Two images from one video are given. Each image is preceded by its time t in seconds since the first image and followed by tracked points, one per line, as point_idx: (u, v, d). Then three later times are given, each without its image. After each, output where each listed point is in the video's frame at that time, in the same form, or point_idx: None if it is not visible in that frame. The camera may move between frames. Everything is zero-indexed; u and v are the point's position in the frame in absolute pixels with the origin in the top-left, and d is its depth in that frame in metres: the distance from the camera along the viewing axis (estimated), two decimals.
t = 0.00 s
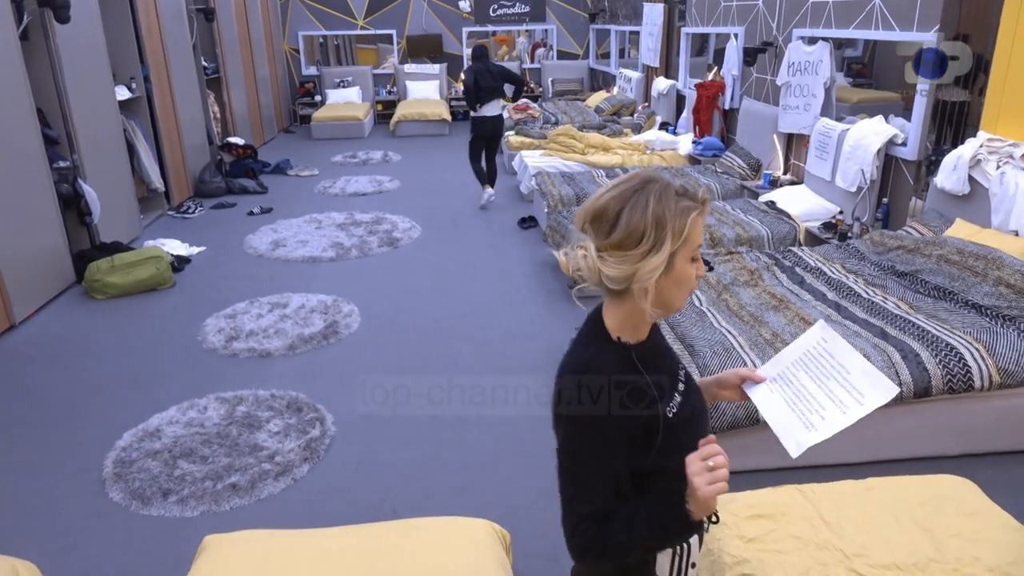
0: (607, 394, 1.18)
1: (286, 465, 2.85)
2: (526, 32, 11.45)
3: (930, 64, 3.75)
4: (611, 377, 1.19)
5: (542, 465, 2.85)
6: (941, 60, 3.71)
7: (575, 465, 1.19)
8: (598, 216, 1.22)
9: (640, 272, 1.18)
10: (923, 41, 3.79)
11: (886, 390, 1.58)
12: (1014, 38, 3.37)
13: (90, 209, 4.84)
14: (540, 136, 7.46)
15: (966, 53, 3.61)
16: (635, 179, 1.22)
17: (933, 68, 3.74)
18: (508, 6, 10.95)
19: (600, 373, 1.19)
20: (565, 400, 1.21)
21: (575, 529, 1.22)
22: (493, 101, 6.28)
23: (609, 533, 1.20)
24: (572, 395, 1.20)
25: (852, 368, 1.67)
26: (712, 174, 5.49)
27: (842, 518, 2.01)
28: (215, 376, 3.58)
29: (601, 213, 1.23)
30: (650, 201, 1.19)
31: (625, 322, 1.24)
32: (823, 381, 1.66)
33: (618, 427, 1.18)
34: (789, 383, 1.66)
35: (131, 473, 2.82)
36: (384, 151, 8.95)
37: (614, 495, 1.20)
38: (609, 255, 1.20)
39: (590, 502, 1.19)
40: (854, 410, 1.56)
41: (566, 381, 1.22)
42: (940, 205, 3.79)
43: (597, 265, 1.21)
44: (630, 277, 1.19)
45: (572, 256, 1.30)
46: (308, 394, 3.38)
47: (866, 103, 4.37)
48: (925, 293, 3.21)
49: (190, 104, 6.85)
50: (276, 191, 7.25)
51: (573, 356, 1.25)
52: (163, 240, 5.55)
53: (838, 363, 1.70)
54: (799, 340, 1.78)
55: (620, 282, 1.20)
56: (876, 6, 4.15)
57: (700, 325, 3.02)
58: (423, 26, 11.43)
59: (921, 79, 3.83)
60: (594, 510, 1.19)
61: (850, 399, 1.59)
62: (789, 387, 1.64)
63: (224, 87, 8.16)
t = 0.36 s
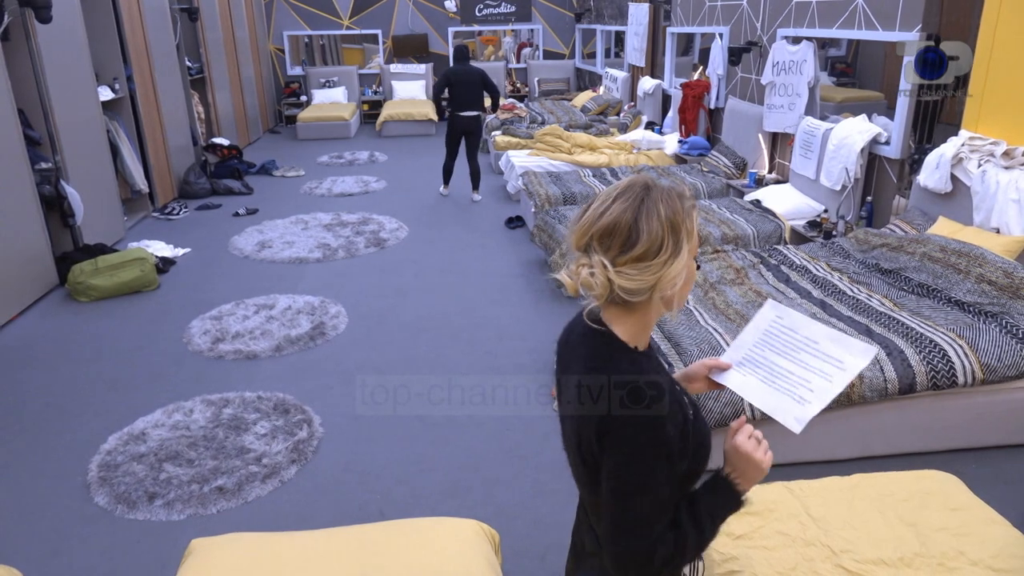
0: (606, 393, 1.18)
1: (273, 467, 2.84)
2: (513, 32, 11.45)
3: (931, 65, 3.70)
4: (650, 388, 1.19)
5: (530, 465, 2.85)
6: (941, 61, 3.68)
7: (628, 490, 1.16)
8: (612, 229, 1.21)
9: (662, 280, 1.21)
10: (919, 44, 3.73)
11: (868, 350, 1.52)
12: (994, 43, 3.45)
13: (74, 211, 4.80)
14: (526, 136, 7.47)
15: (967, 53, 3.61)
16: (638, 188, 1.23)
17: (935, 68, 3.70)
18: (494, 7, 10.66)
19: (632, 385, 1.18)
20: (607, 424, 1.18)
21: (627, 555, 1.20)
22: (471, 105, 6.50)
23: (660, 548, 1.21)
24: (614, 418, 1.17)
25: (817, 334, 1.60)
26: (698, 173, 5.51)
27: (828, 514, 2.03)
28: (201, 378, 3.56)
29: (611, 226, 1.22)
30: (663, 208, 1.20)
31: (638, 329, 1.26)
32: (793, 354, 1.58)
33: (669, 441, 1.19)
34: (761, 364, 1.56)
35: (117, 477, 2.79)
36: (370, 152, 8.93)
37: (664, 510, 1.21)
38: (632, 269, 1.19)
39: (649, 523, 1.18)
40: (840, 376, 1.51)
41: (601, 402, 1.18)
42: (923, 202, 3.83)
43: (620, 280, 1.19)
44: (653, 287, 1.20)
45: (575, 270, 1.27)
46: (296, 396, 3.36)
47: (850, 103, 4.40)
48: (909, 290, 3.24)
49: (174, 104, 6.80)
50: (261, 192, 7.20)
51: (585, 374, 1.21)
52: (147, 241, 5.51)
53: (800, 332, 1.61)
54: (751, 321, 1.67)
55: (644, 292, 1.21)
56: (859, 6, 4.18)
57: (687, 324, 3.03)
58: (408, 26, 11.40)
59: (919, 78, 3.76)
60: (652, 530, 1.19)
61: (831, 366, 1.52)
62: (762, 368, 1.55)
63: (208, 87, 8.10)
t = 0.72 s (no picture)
0: (607, 395, 1.24)
1: (264, 469, 2.82)
2: (503, 32, 11.45)
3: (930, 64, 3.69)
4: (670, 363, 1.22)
5: (522, 464, 2.85)
6: (941, 60, 3.66)
7: (674, 464, 1.21)
8: (617, 220, 1.27)
9: (665, 264, 1.29)
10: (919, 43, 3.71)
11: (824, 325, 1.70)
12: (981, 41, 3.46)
13: (61, 212, 4.78)
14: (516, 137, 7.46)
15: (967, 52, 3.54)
16: (634, 178, 1.29)
17: (935, 68, 3.70)
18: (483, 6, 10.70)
19: (653, 365, 1.21)
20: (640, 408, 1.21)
21: (683, 521, 1.24)
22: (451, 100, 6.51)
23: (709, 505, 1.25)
24: (645, 401, 1.20)
25: (771, 314, 1.76)
26: (688, 173, 5.52)
27: (818, 512, 2.03)
28: (190, 380, 3.54)
29: (614, 216, 1.28)
30: (661, 197, 1.28)
31: (641, 313, 1.33)
32: (753, 334, 1.74)
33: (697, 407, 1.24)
34: (722, 345, 1.73)
35: (106, 480, 2.77)
36: (360, 152, 8.90)
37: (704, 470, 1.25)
38: (639, 256, 1.26)
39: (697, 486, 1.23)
40: (801, 350, 1.69)
41: (628, 390, 1.21)
42: (911, 201, 3.85)
43: (628, 268, 1.25)
44: (656, 272, 1.28)
45: (578, 262, 1.32)
46: (286, 397, 3.35)
47: (839, 102, 4.42)
48: (897, 288, 3.26)
49: (162, 104, 6.75)
50: (251, 192, 7.17)
51: (602, 365, 1.25)
52: (136, 243, 5.47)
53: (752, 312, 1.78)
54: (705, 306, 1.84)
55: (649, 277, 1.28)
56: (847, 6, 4.20)
57: (677, 323, 3.04)
58: (398, 25, 11.37)
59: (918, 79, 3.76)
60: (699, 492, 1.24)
61: (791, 342, 1.70)
62: (726, 349, 1.72)
63: (197, 88, 8.06)
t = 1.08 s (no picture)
0: (607, 394, 1.29)
1: (261, 469, 2.82)
2: (499, 32, 11.44)
3: (930, 64, 3.69)
4: (659, 337, 1.30)
5: (520, 464, 2.85)
6: (941, 60, 3.65)
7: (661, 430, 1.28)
8: (605, 210, 1.32)
9: (649, 249, 1.35)
10: (916, 43, 3.71)
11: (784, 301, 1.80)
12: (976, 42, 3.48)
13: (57, 212, 4.76)
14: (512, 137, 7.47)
15: (964, 49, 3.53)
16: (618, 170, 1.35)
17: (935, 68, 3.69)
18: (480, 6, 10.65)
19: (643, 339, 1.29)
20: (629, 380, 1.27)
21: (665, 485, 1.31)
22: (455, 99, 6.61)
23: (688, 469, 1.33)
24: (636, 371, 1.27)
25: (735, 294, 1.88)
26: (684, 173, 5.52)
27: (816, 511, 2.04)
28: (187, 380, 3.53)
29: (602, 207, 1.32)
30: (644, 187, 1.33)
31: (627, 294, 1.39)
32: (718, 312, 1.86)
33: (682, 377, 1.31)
34: (690, 323, 1.84)
35: (102, 481, 2.76)
36: (356, 152, 8.89)
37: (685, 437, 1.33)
38: (625, 243, 1.31)
39: (678, 450, 1.30)
40: (765, 325, 1.78)
41: (619, 364, 1.28)
42: (907, 201, 3.87)
43: (616, 254, 1.31)
44: (641, 257, 1.34)
45: (567, 251, 1.36)
46: (283, 398, 3.35)
47: (835, 102, 4.43)
48: (892, 288, 3.27)
49: (157, 104, 6.74)
50: (246, 193, 7.15)
51: (593, 342, 1.31)
52: (131, 243, 5.45)
53: (717, 292, 1.89)
54: (674, 290, 1.95)
55: (635, 261, 1.33)
56: (842, 6, 4.21)
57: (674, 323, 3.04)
58: (394, 25, 11.35)
59: (919, 79, 3.76)
60: (682, 457, 1.31)
61: (756, 319, 1.80)
62: (695, 327, 1.83)
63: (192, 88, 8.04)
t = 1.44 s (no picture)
0: (608, 395, 1.31)
1: (261, 469, 2.82)
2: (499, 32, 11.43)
3: (931, 64, 3.69)
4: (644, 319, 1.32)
5: (519, 464, 2.85)
6: (941, 60, 3.65)
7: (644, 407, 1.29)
8: (589, 200, 1.32)
9: (631, 240, 1.35)
10: (916, 43, 3.73)
11: (761, 292, 2.15)
12: (976, 42, 3.47)
13: (57, 212, 4.76)
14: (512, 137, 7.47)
15: (964, 49, 3.53)
16: (603, 163, 1.36)
17: (935, 68, 3.69)
18: (480, 6, 10.64)
19: (629, 320, 1.30)
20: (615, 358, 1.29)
21: (645, 462, 1.33)
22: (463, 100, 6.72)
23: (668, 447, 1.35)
24: (621, 350, 1.29)
25: (716, 282, 2.17)
26: (684, 173, 5.52)
27: (815, 511, 2.04)
28: (186, 381, 3.53)
29: (586, 197, 1.33)
30: (628, 180, 1.34)
31: (611, 283, 1.39)
32: (702, 298, 2.13)
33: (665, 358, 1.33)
34: (677, 309, 2.09)
35: (102, 481, 2.76)
36: (356, 152, 8.89)
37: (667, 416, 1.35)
38: (608, 232, 1.32)
39: (660, 427, 1.32)
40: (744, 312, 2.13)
41: (605, 344, 1.30)
42: (907, 201, 3.87)
43: (599, 243, 1.32)
44: (623, 247, 1.34)
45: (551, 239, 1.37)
46: (283, 398, 3.35)
47: (834, 102, 4.42)
48: (892, 288, 3.27)
49: (157, 104, 6.74)
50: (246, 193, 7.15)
51: (580, 324, 1.32)
52: (131, 243, 5.45)
53: (699, 280, 2.15)
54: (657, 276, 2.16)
55: (617, 251, 1.34)
56: (842, 6, 4.21)
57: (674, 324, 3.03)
58: (394, 25, 11.35)
59: (920, 78, 3.77)
60: (662, 434, 1.33)
61: (736, 305, 2.13)
62: (681, 311, 2.09)
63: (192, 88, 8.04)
